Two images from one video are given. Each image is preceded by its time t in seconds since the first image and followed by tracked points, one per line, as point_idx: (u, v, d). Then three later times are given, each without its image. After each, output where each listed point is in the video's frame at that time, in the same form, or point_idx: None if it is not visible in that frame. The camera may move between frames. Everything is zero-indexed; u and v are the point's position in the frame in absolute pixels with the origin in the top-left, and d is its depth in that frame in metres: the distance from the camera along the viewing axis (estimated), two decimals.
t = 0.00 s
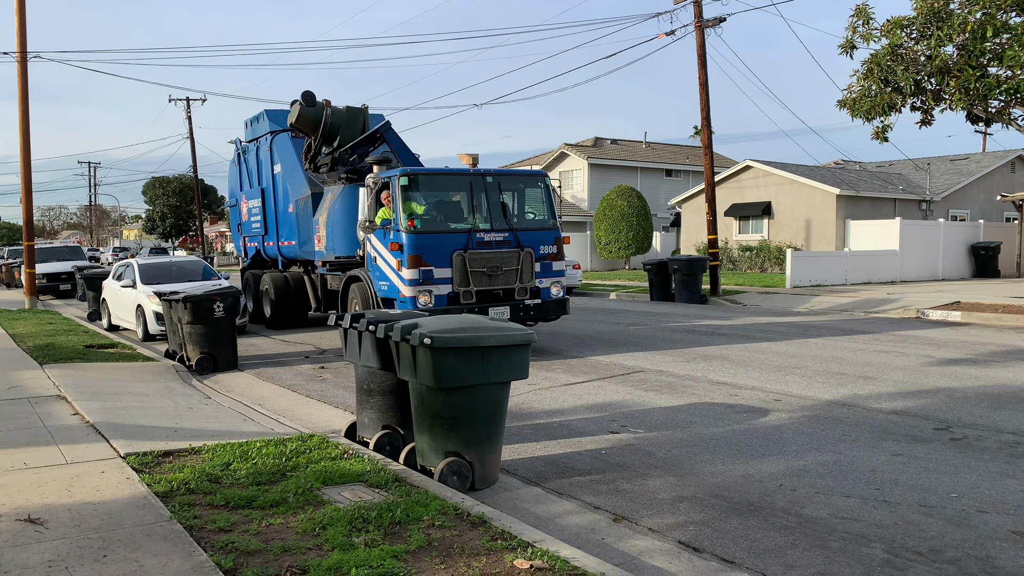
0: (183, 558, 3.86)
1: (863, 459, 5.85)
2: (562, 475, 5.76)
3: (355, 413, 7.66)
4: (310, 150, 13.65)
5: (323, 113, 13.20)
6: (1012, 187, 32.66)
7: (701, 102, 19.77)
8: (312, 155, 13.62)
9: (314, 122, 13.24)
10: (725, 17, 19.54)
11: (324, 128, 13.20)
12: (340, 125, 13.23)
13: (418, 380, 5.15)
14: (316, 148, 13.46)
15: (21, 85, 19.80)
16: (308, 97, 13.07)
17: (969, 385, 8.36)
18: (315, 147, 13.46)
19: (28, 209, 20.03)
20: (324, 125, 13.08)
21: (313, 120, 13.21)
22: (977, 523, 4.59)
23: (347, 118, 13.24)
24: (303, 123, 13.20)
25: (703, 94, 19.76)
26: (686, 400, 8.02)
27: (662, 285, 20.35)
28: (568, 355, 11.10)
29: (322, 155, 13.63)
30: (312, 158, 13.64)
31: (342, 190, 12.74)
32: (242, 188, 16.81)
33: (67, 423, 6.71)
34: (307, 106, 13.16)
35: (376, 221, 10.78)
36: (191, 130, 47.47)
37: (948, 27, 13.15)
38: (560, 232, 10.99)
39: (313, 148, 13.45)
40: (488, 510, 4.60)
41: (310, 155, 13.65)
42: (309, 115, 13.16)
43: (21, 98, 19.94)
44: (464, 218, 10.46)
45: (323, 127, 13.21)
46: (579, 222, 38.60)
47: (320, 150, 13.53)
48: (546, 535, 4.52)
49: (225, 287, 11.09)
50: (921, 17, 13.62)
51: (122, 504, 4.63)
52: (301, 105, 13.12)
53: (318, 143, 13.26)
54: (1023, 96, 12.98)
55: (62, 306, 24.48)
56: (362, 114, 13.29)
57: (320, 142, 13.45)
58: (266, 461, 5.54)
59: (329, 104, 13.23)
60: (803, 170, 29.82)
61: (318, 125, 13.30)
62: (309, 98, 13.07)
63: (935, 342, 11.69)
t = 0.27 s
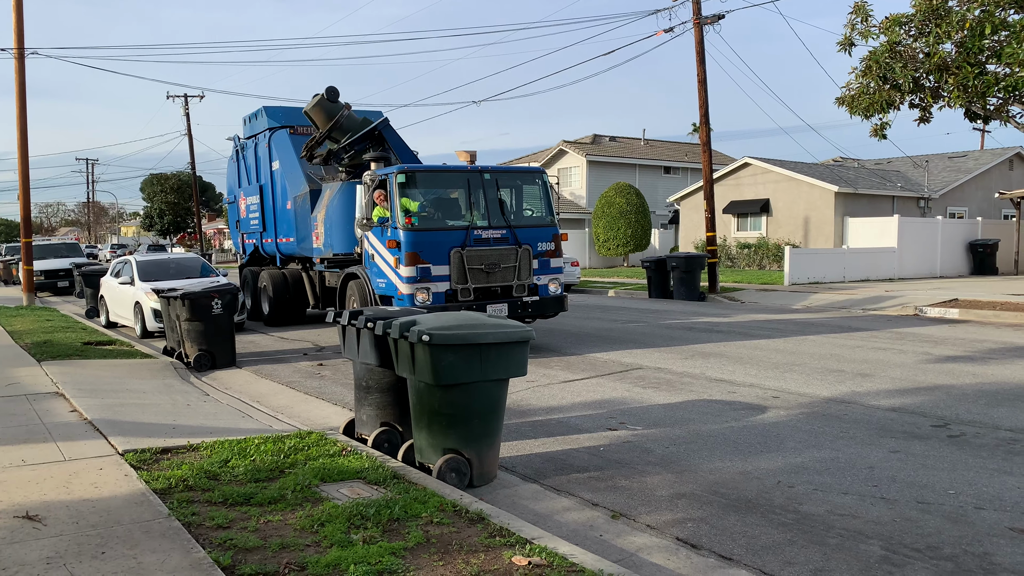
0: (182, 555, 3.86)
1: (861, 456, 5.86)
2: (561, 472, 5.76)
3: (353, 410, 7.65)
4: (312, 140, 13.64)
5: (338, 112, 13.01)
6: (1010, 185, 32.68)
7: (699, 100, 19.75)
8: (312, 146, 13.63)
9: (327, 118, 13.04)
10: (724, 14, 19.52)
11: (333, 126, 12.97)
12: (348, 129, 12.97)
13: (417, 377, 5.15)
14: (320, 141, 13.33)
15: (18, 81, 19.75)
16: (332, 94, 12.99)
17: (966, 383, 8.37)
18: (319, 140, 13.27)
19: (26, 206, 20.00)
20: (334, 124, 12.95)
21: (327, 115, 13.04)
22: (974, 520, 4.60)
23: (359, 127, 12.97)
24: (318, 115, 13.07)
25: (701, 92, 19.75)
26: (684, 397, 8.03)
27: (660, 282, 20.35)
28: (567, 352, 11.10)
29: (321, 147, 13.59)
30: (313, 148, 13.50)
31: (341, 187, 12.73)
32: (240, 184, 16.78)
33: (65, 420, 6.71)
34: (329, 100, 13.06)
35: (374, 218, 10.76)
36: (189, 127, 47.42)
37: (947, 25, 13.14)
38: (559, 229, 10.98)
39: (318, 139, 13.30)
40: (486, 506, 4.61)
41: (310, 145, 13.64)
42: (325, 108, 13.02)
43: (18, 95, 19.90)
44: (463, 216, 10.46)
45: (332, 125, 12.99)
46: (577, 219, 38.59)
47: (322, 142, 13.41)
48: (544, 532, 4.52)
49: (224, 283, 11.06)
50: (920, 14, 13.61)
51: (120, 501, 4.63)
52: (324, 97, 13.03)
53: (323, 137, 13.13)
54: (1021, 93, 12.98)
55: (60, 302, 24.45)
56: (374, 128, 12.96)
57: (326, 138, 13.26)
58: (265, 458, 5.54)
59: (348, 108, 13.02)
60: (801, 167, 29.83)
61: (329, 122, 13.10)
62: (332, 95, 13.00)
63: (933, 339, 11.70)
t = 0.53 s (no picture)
0: (180, 554, 3.86)
1: (859, 455, 5.87)
2: (559, 470, 5.77)
3: (351, 409, 7.65)
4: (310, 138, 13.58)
5: (337, 111, 13.02)
6: (1008, 184, 32.72)
7: (698, 98, 19.75)
8: (309, 144, 13.55)
9: (325, 117, 13.06)
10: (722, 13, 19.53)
11: (332, 125, 13.01)
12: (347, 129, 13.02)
13: (415, 376, 5.15)
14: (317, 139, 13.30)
15: (16, 80, 19.72)
16: (332, 92, 13.00)
17: (964, 381, 8.38)
18: (316, 138, 13.30)
19: (24, 205, 19.97)
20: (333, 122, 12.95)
21: (325, 114, 13.05)
22: (972, 518, 4.60)
23: (357, 127, 13.00)
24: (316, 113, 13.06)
25: (700, 90, 19.76)
26: (682, 396, 8.03)
27: (659, 281, 20.35)
28: (565, 351, 11.10)
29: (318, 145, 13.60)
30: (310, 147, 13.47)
31: (339, 185, 12.71)
32: (238, 183, 16.76)
33: (63, 419, 6.70)
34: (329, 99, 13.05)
35: (372, 217, 10.75)
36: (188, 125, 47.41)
37: (945, 24, 13.15)
38: (557, 228, 10.97)
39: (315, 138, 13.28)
40: (485, 505, 4.61)
41: (307, 144, 13.57)
42: (323, 106, 13.02)
43: (16, 93, 19.86)
44: (461, 214, 10.45)
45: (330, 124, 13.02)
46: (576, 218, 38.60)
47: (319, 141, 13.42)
48: (543, 530, 4.52)
49: (222, 282, 11.05)
50: (918, 13, 13.61)
51: (119, 500, 4.63)
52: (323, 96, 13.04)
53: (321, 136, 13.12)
54: (1019, 92, 13.00)
55: (58, 301, 24.41)
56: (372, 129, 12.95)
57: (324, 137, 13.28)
58: (263, 457, 5.54)
59: (347, 107, 13.03)
60: (799, 166, 29.85)
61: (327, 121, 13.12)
62: (331, 94, 13.00)
63: (931, 338, 11.71)
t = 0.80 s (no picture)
0: (178, 554, 3.86)
1: (857, 455, 5.87)
2: (557, 470, 5.77)
3: (350, 409, 7.65)
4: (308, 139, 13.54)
5: (335, 111, 12.98)
6: (1005, 184, 32.76)
7: (696, 98, 19.77)
8: (307, 144, 13.50)
9: (323, 117, 13.03)
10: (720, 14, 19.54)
11: (330, 125, 12.98)
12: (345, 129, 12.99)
13: (414, 376, 5.16)
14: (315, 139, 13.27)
15: (14, 80, 19.70)
16: (330, 92, 12.98)
17: (962, 381, 8.39)
18: (315, 139, 13.28)
19: (22, 204, 19.95)
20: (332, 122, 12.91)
21: (323, 114, 13.02)
22: (969, 518, 4.61)
23: (356, 127, 12.96)
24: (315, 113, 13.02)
25: (698, 90, 19.77)
26: (680, 396, 8.03)
27: (657, 281, 20.36)
28: (563, 351, 11.10)
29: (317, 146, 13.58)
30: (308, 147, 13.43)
31: (337, 186, 12.72)
32: (237, 183, 16.75)
33: (61, 419, 6.69)
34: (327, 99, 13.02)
35: (370, 217, 10.74)
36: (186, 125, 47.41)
37: (943, 24, 13.18)
38: (555, 228, 10.97)
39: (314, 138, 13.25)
40: (483, 505, 4.61)
41: (306, 144, 13.53)
42: (322, 106, 12.98)
43: (14, 93, 19.84)
44: (459, 214, 10.45)
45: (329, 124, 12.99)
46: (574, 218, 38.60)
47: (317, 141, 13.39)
48: (541, 530, 4.52)
49: (220, 282, 11.04)
50: (916, 14, 13.62)
51: (116, 501, 4.63)
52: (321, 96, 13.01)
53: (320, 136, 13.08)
54: (1017, 93, 13.02)
55: (56, 301, 24.39)
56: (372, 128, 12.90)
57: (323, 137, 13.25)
58: (261, 457, 5.54)
59: (346, 107, 12.99)
60: (798, 166, 29.87)
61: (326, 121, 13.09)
62: (329, 93, 12.97)
63: (929, 338, 11.72)
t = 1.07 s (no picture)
0: (176, 556, 3.86)
1: (854, 456, 5.88)
2: (556, 472, 5.77)
3: (348, 411, 7.65)
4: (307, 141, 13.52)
5: (333, 113, 12.96)
6: (1002, 185, 32.83)
7: (693, 100, 19.80)
8: (305, 146, 13.48)
9: (321, 119, 13.01)
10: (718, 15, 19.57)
11: (328, 127, 12.94)
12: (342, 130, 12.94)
13: (412, 378, 5.16)
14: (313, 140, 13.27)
15: (11, 81, 19.68)
16: (328, 94, 12.97)
17: (959, 382, 8.40)
18: (313, 141, 13.26)
19: (19, 206, 19.92)
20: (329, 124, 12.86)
21: (321, 116, 13.00)
22: (967, 519, 4.62)
23: (353, 128, 12.91)
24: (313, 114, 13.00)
25: (696, 92, 19.80)
26: (678, 397, 8.04)
27: (655, 282, 20.37)
28: (561, 353, 11.11)
29: (315, 148, 13.56)
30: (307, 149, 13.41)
31: (336, 188, 12.71)
32: (235, 184, 16.73)
33: (59, 421, 6.69)
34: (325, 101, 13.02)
35: (368, 218, 10.74)
36: (184, 127, 47.50)
37: (940, 26, 13.21)
38: (554, 230, 10.98)
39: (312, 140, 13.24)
40: (481, 507, 4.61)
41: (304, 146, 13.51)
42: (319, 108, 12.97)
43: (12, 95, 19.83)
44: (458, 216, 10.46)
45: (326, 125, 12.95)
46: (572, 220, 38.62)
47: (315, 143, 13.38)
48: (539, 532, 4.53)
49: (218, 283, 11.04)
50: (913, 15, 13.65)
51: (114, 502, 4.62)
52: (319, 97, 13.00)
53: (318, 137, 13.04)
54: (1013, 94, 13.05)
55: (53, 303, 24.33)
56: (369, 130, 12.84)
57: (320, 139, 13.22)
58: (259, 459, 5.53)
59: (343, 108, 12.97)
60: (795, 168, 29.90)
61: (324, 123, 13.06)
62: (327, 95, 12.97)
63: (926, 339, 11.74)
